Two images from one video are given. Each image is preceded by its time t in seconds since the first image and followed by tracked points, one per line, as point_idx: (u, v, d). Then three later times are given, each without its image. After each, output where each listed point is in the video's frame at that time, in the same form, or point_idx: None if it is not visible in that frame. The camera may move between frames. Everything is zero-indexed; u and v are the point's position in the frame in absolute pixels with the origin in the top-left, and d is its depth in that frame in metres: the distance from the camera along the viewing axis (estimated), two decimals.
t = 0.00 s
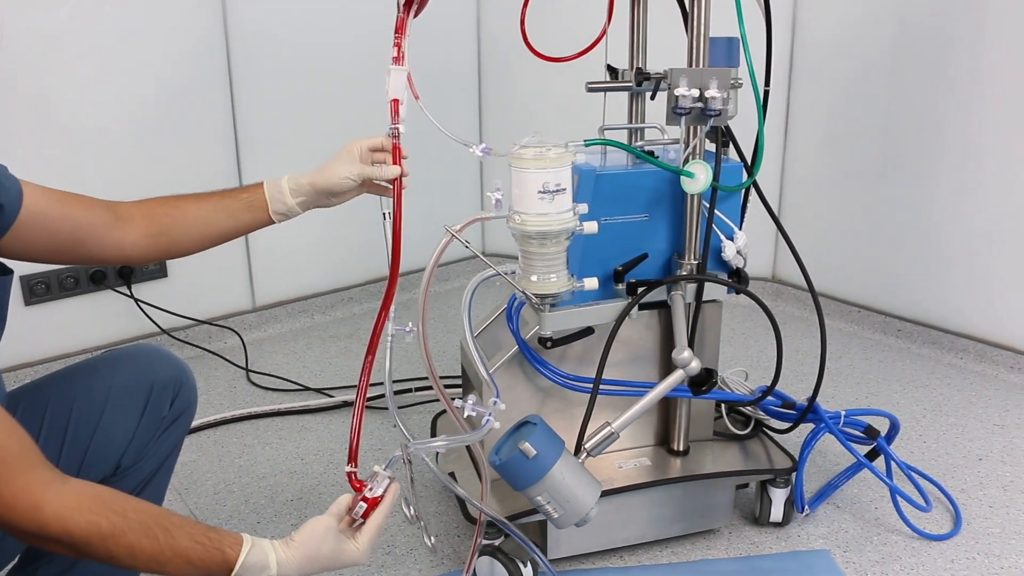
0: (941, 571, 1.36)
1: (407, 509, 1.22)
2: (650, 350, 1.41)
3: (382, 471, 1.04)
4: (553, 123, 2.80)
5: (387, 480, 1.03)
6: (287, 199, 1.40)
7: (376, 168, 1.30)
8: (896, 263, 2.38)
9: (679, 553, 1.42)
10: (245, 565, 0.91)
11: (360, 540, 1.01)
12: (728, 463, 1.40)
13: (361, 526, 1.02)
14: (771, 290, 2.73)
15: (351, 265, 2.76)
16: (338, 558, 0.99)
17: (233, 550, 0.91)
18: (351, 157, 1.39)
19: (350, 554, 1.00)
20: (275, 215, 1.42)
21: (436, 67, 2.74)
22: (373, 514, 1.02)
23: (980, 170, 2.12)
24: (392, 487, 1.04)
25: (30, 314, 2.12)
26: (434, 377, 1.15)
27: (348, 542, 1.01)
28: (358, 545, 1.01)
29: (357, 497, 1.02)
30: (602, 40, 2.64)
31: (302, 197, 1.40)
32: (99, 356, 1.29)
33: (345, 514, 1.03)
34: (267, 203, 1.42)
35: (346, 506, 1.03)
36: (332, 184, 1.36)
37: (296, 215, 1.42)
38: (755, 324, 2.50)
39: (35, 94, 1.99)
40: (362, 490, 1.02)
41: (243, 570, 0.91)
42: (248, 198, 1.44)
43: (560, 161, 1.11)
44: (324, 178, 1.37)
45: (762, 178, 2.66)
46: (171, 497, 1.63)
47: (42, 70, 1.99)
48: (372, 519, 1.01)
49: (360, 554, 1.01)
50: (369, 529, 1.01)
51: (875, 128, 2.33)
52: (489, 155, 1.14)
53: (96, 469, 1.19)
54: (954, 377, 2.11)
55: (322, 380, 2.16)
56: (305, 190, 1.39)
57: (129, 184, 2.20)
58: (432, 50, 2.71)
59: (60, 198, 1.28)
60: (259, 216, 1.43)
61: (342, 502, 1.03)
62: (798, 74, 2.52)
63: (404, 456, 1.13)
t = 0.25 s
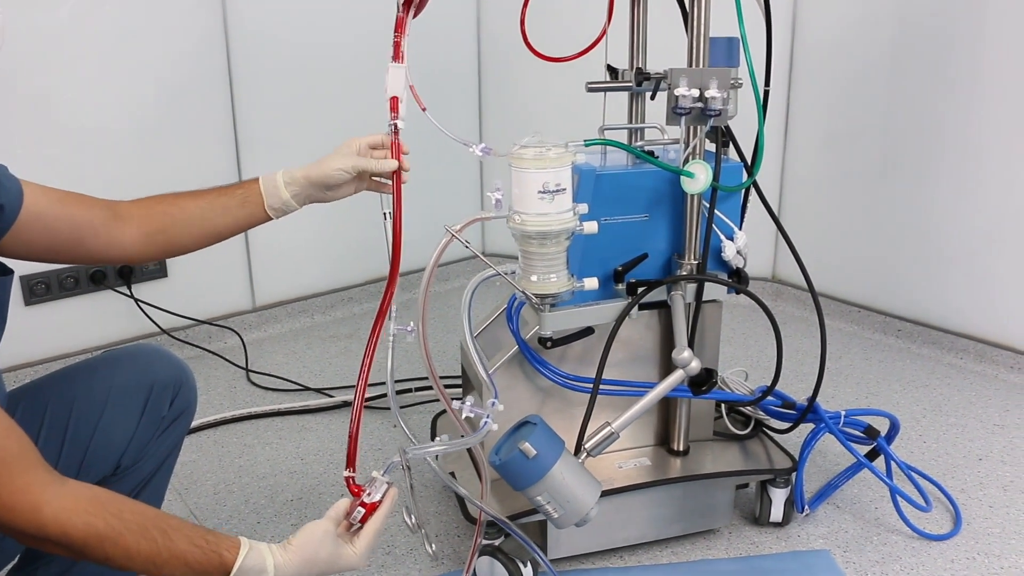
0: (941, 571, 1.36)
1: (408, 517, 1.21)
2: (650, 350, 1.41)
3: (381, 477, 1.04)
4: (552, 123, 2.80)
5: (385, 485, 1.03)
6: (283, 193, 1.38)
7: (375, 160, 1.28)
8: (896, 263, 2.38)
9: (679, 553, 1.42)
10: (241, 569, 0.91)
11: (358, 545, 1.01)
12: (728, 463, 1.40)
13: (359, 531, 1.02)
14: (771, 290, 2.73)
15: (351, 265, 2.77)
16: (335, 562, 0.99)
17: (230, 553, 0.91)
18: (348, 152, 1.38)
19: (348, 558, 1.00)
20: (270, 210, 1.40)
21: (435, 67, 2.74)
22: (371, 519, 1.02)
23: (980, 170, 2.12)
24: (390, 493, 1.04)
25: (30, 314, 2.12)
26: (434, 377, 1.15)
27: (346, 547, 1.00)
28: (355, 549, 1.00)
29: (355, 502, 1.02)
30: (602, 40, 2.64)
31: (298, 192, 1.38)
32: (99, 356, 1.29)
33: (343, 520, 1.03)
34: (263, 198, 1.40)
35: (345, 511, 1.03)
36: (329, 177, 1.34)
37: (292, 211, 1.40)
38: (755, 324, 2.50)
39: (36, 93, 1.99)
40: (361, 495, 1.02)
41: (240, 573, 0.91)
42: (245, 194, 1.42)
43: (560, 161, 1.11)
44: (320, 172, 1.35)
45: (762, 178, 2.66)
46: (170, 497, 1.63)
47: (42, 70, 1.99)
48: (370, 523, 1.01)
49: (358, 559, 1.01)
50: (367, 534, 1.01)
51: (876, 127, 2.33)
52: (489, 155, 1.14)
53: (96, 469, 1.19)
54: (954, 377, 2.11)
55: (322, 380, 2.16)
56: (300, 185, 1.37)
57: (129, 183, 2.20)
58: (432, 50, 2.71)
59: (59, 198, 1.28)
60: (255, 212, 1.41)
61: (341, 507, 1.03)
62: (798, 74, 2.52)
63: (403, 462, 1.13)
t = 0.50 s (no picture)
0: (940, 571, 1.36)
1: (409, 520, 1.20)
2: (650, 350, 1.41)
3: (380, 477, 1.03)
4: (552, 123, 2.80)
5: (385, 485, 1.02)
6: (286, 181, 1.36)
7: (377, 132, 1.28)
8: (896, 263, 2.37)
9: (678, 553, 1.42)
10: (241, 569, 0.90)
11: (358, 545, 1.00)
12: (728, 463, 1.40)
13: (359, 531, 1.01)
14: (771, 290, 2.73)
15: (351, 265, 2.77)
16: (335, 562, 0.98)
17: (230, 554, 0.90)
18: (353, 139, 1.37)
19: (348, 558, 0.99)
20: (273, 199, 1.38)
21: (435, 67, 2.74)
22: (371, 520, 1.01)
23: (980, 170, 2.12)
24: (390, 493, 1.03)
25: (30, 314, 2.12)
26: (434, 377, 1.15)
27: (346, 547, 1.00)
28: (355, 550, 0.99)
29: (355, 501, 1.01)
30: (602, 40, 2.64)
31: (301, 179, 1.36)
32: (100, 356, 1.29)
33: (343, 519, 1.02)
34: (266, 188, 1.39)
35: (345, 511, 1.02)
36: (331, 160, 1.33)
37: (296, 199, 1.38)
38: (755, 324, 2.50)
39: (36, 94, 1.99)
40: (361, 495, 1.01)
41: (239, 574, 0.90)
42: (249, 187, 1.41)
43: (560, 161, 1.11)
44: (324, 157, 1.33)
45: (762, 178, 2.66)
46: (170, 497, 1.63)
47: (42, 70, 1.99)
48: (370, 523, 1.00)
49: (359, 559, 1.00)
50: (367, 534, 1.00)
51: (876, 127, 2.33)
52: (489, 155, 1.14)
53: (96, 470, 1.19)
54: (954, 377, 2.11)
55: (322, 380, 2.16)
56: (303, 173, 1.36)
57: (129, 184, 2.20)
58: (432, 50, 2.71)
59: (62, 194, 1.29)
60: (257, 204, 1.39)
61: (341, 506, 1.02)
62: (798, 74, 2.52)
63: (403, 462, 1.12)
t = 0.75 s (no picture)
0: (940, 571, 1.36)
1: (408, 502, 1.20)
2: (650, 350, 1.41)
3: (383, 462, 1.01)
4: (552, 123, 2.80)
5: (388, 472, 1.00)
6: (303, 173, 1.35)
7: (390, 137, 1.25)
8: (896, 263, 2.37)
9: (679, 553, 1.42)
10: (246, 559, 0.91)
11: (362, 532, 1.00)
12: (728, 463, 1.40)
13: (363, 518, 1.00)
14: (771, 290, 2.73)
15: (351, 265, 2.77)
16: (339, 550, 0.98)
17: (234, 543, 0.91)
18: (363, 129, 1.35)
19: (352, 546, 0.99)
20: (291, 189, 1.37)
21: (435, 67, 2.74)
22: (375, 506, 1.00)
23: (980, 170, 2.12)
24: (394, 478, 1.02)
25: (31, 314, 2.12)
26: (434, 378, 1.15)
27: (351, 533, 0.99)
28: (360, 536, 1.00)
29: (359, 488, 1.00)
30: (602, 40, 2.64)
31: (318, 171, 1.34)
32: (99, 357, 1.29)
33: (347, 506, 1.01)
34: (282, 178, 1.37)
35: (348, 498, 1.01)
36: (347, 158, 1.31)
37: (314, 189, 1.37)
38: (755, 324, 2.50)
39: (36, 94, 1.99)
40: (364, 482, 1.00)
41: (244, 564, 0.92)
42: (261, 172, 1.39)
43: (560, 161, 1.11)
44: (340, 154, 1.31)
45: (761, 178, 2.66)
46: (171, 497, 1.63)
47: (42, 70, 1.99)
48: (373, 511, 0.99)
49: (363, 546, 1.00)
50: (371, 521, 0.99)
51: (876, 127, 2.33)
52: (490, 155, 1.14)
53: (97, 470, 1.19)
54: (954, 377, 2.11)
55: (322, 380, 2.16)
56: (322, 167, 1.33)
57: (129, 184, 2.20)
58: (432, 50, 2.71)
59: (68, 180, 1.29)
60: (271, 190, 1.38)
61: (344, 494, 1.01)
62: (798, 74, 2.52)
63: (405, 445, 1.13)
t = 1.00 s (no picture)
0: (941, 571, 1.36)
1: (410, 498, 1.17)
2: (650, 350, 1.41)
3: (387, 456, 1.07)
4: (552, 123, 2.80)
5: (390, 464, 1.05)
6: (308, 175, 1.35)
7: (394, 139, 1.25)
8: (896, 263, 2.37)
9: (679, 553, 1.42)
10: (251, 553, 0.92)
11: (365, 526, 1.02)
12: (727, 463, 1.40)
13: (366, 512, 1.03)
14: (771, 290, 2.73)
15: (350, 265, 2.77)
16: (343, 544, 0.99)
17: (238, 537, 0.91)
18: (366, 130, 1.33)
19: (355, 539, 1.00)
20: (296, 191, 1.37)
21: (435, 67, 2.75)
22: (378, 499, 1.03)
23: (981, 170, 2.12)
24: (396, 475, 1.06)
25: (31, 314, 2.12)
26: (434, 378, 1.15)
27: (354, 527, 1.01)
28: (363, 530, 1.01)
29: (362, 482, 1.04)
30: (602, 40, 2.64)
31: (322, 173, 1.34)
32: (99, 356, 1.29)
33: (350, 500, 1.05)
34: (287, 179, 1.37)
35: (352, 492, 1.05)
36: (352, 162, 1.30)
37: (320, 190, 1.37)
38: (755, 324, 2.50)
39: (36, 94, 1.99)
40: (367, 475, 1.05)
41: (248, 558, 0.92)
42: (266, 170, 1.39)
43: (561, 161, 1.11)
44: (344, 157, 1.31)
45: (761, 178, 2.66)
46: (171, 497, 1.63)
47: (42, 70, 1.98)
48: (376, 504, 1.03)
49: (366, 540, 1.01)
50: (374, 513, 1.02)
51: (876, 127, 2.33)
52: (491, 156, 1.14)
53: (99, 469, 1.18)
54: (954, 377, 2.10)
55: (322, 380, 2.16)
56: (327, 170, 1.33)
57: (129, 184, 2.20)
58: (432, 50, 2.71)
59: (70, 177, 1.29)
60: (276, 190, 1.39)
61: (348, 488, 1.05)
62: (798, 74, 2.52)
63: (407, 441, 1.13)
